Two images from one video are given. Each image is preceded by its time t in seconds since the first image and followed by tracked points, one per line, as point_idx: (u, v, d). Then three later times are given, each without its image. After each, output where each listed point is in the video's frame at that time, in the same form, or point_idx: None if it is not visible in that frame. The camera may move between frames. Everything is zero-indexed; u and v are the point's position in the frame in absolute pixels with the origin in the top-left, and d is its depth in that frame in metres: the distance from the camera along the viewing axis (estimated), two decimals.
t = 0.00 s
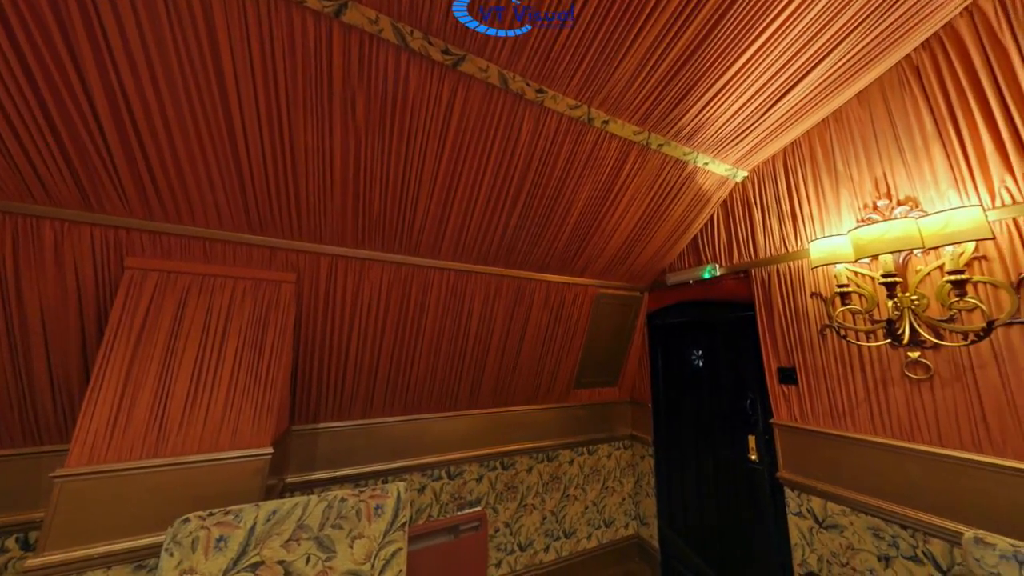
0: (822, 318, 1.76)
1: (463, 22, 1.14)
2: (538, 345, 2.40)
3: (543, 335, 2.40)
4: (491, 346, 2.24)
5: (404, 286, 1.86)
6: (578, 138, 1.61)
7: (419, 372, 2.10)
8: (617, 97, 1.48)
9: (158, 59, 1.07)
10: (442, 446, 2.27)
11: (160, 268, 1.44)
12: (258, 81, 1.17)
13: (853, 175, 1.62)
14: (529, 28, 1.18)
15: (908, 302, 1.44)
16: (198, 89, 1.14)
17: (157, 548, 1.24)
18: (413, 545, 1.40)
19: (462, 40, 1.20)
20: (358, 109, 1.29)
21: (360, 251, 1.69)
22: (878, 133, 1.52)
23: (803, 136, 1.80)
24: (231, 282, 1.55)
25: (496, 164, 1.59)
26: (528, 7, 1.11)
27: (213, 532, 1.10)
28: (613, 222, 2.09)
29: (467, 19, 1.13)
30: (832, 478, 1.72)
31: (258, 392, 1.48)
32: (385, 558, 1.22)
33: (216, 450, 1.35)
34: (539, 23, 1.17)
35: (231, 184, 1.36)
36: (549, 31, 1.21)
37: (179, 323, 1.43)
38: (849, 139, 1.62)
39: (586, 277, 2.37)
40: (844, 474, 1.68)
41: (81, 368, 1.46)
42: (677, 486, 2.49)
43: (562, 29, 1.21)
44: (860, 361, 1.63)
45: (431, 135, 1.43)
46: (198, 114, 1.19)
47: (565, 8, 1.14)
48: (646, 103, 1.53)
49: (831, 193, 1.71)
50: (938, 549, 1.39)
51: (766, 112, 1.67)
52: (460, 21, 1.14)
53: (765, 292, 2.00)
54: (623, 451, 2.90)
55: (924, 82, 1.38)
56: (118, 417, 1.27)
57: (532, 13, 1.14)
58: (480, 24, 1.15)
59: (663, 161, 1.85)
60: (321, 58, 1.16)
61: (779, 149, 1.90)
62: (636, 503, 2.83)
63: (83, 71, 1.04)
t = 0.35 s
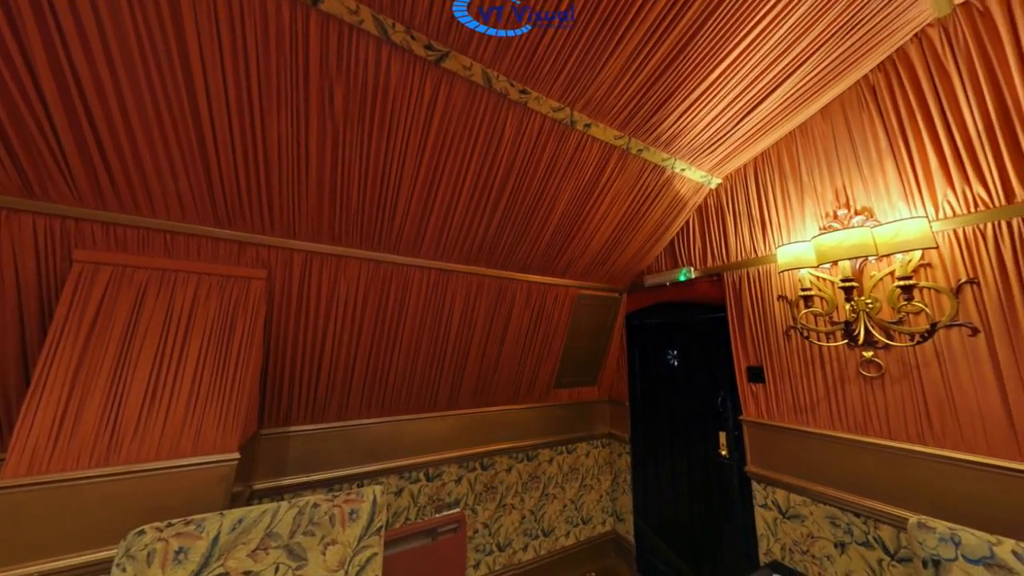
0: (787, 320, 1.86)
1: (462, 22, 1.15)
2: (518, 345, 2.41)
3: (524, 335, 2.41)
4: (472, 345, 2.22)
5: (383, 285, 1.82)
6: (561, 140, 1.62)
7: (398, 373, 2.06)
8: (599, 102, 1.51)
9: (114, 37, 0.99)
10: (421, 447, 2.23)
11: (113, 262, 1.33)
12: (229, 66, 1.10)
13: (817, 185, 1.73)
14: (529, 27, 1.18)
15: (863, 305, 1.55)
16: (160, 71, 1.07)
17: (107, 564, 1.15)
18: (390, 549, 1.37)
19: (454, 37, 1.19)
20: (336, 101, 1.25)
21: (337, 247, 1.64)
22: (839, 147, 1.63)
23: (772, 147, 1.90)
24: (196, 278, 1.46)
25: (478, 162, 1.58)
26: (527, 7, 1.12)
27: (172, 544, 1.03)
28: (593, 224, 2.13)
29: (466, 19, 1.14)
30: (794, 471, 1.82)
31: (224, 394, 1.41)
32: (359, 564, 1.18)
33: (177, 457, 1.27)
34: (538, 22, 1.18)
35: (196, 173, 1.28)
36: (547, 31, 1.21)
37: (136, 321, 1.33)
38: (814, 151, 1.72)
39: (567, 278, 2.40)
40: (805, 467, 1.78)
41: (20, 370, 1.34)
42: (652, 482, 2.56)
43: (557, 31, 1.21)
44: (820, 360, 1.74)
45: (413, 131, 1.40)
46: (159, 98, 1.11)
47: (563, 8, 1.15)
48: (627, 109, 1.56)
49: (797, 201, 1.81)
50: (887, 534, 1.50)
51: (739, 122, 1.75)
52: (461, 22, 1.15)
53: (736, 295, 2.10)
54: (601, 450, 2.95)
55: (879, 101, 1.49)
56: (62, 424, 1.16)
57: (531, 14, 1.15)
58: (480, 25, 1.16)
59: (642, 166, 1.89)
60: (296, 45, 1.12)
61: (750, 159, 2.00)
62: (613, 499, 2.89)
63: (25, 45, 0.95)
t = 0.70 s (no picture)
0: (752, 321, 1.97)
1: (463, 22, 1.15)
2: (497, 345, 2.40)
3: (503, 335, 2.41)
4: (450, 346, 2.20)
5: (359, 283, 1.76)
6: (541, 142, 1.63)
7: (373, 373, 2.01)
8: (579, 106, 1.53)
9: (56, 8, 0.90)
10: (396, 450, 2.18)
11: (53, 254, 1.19)
12: (191, 46, 1.03)
13: (781, 194, 1.84)
14: (527, 28, 1.19)
15: (821, 308, 1.66)
16: (112, 48, 0.98)
17: None
18: (362, 555, 1.33)
19: (448, 35, 1.19)
20: (310, 91, 1.20)
21: (309, 243, 1.58)
22: (801, 160, 1.75)
23: (740, 157, 2.00)
24: (148, 272, 1.34)
25: (459, 161, 1.56)
26: (528, 7, 1.13)
27: (119, 561, 0.95)
28: (572, 226, 2.16)
29: (466, 19, 1.14)
30: (756, 464, 1.93)
31: (181, 398, 1.32)
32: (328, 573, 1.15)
33: (125, 466, 1.18)
34: (537, 23, 1.19)
35: (152, 159, 1.19)
36: (548, 31, 1.22)
37: (80, 319, 1.21)
38: (778, 163, 1.84)
39: (546, 278, 2.42)
40: (766, 460, 1.89)
41: None
42: (626, 478, 2.63)
43: (561, 30, 1.22)
44: (781, 360, 1.85)
45: (391, 126, 1.37)
46: (110, 77, 1.02)
47: (564, 9, 1.17)
48: (606, 114, 1.59)
49: (763, 210, 1.92)
50: (839, 521, 1.62)
51: (711, 132, 1.83)
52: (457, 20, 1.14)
53: (707, 297, 2.19)
54: (578, 448, 3.00)
55: (836, 119, 1.61)
56: None
57: (531, 13, 1.15)
58: (478, 23, 1.16)
59: (620, 170, 1.94)
60: (267, 30, 1.06)
61: (721, 168, 2.10)
62: (589, 497, 2.95)
63: None
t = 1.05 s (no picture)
0: (724, 322, 2.06)
1: (464, 22, 1.16)
2: (478, 345, 2.39)
3: (483, 335, 2.40)
4: (430, 345, 2.16)
5: (334, 281, 1.70)
6: (524, 142, 1.64)
7: (348, 374, 1.94)
8: (561, 108, 1.54)
9: None
10: (372, 452, 2.13)
11: None
12: (151, 25, 0.96)
13: (750, 202, 1.93)
14: (528, 28, 1.20)
15: (786, 311, 1.75)
16: (58, 21, 0.90)
17: None
18: (334, 562, 1.30)
19: (447, 31, 1.18)
20: (284, 79, 1.15)
21: (281, 238, 1.51)
22: (769, 170, 1.85)
23: (714, 165, 2.09)
24: (98, 266, 1.23)
25: (440, 158, 1.54)
26: (528, 8, 1.14)
27: None
28: (554, 227, 2.18)
29: (467, 19, 1.15)
30: (725, 459, 2.02)
31: (136, 401, 1.23)
32: None
33: (70, 476, 1.09)
34: (538, 22, 1.19)
35: (104, 142, 1.09)
36: (549, 31, 1.23)
37: (17, 316, 1.10)
38: (749, 172, 1.93)
39: (528, 278, 2.43)
40: (734, 455, 1.98)
41: None
42: (603, 476, 2.68)
43: (559, 29, 1.23)
44: (749, 359, 1.95)
45: (371, 119, 1.33)
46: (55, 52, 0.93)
47: (564, 8, 1.17)
48: (588, 118, 1.62)
49: (734, 216, 2.01)
50: (800, 511, 1.71)
51: (688, 139, 1.90)
52: (461, 23, 1.16)
53: (682, 299, 2.27)
54: (557, 447, 3.03)
55: (801, 132, 1.72)
56: None
57: (531, 14, 1.16)
58: (480, 24, 1.17)
59: (601, 173, 1.97)
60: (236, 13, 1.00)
61: (696, 174, 2.18)
62: (567, 495, 2.98)
63: None
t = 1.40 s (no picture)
0: (697, 323, 2.14)
1: (463, 22, 1.16)
2: (458, 345, 2.37)
3: (464, 335, 2.38)
4: (408, 345, 2.12)
5: (308, 278, 1.64)
6: (507, 143, 1.64)
7: (322, 375, 1.88)
8: (544, 110, 1.55)
9: None
10: (346, 456, 2.06)
11: None
12: None
13: (723, 208, 2.02)
14: (528, 28, 1.20)
15: (754, 312, 1.85)
16: None
17: None
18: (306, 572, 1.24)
19: (443, 27, 1.17)
20: (255, 65, 1.09)
21: (251, 232, 1.43)
22: (740, 178, 1.94)
23: (690, 172, 2.17)
24: (39, 258, 1.12)
25: (421, 155, 1.51)
26: (528, 8, 1.14)
27: None
28: (535, 228, 2.20)
29: (467, 19, 1.15)
30: (697, 455, 2.10)
31: (84, 405, 1.13)
32: None
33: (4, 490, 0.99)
34: (538, 22, 1.20)
35: (49, 122, 1.00)
36: (548, 31, 1.24)
37: None
38: (721, 179, 2.02)
39: (509, 279, 2.43)
40: (705, 451, 2.07)
41: None
42: (581, 474, 2.72)
43: (560, 29, 1.24)
44: (720, 358, 2.04)
45: (348, 112, 1.29)
46: None
47: (564, 8, 1.18)
48: (570, 120, 1.64)
49: (708, 221, 2.09)
50: (764, 503, 1.80)
51: (665, 145, 1.96)
52: (461, 22, 1.16)
53: (658, 300, 2.34)
54: (536, 447, 3.05)
55: (769, 144, 1.81)
56: None
57: (532, 15, 1.17)
58: (479, 24, 1.17)
59: (581, 176, 2.00)
60: None
61: (672, 180, 2.26)
62: (545, 494, 3.01)
63: None
